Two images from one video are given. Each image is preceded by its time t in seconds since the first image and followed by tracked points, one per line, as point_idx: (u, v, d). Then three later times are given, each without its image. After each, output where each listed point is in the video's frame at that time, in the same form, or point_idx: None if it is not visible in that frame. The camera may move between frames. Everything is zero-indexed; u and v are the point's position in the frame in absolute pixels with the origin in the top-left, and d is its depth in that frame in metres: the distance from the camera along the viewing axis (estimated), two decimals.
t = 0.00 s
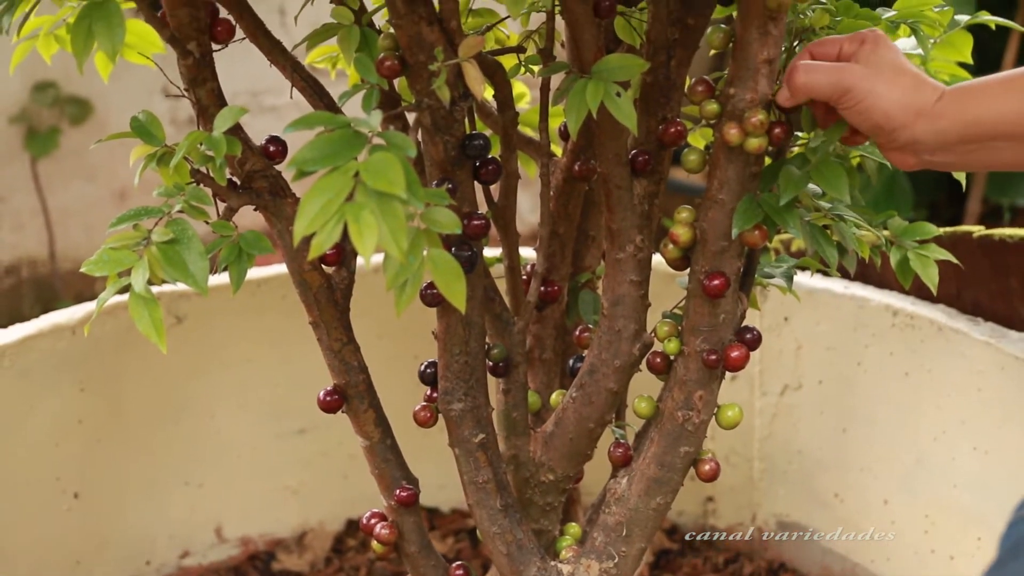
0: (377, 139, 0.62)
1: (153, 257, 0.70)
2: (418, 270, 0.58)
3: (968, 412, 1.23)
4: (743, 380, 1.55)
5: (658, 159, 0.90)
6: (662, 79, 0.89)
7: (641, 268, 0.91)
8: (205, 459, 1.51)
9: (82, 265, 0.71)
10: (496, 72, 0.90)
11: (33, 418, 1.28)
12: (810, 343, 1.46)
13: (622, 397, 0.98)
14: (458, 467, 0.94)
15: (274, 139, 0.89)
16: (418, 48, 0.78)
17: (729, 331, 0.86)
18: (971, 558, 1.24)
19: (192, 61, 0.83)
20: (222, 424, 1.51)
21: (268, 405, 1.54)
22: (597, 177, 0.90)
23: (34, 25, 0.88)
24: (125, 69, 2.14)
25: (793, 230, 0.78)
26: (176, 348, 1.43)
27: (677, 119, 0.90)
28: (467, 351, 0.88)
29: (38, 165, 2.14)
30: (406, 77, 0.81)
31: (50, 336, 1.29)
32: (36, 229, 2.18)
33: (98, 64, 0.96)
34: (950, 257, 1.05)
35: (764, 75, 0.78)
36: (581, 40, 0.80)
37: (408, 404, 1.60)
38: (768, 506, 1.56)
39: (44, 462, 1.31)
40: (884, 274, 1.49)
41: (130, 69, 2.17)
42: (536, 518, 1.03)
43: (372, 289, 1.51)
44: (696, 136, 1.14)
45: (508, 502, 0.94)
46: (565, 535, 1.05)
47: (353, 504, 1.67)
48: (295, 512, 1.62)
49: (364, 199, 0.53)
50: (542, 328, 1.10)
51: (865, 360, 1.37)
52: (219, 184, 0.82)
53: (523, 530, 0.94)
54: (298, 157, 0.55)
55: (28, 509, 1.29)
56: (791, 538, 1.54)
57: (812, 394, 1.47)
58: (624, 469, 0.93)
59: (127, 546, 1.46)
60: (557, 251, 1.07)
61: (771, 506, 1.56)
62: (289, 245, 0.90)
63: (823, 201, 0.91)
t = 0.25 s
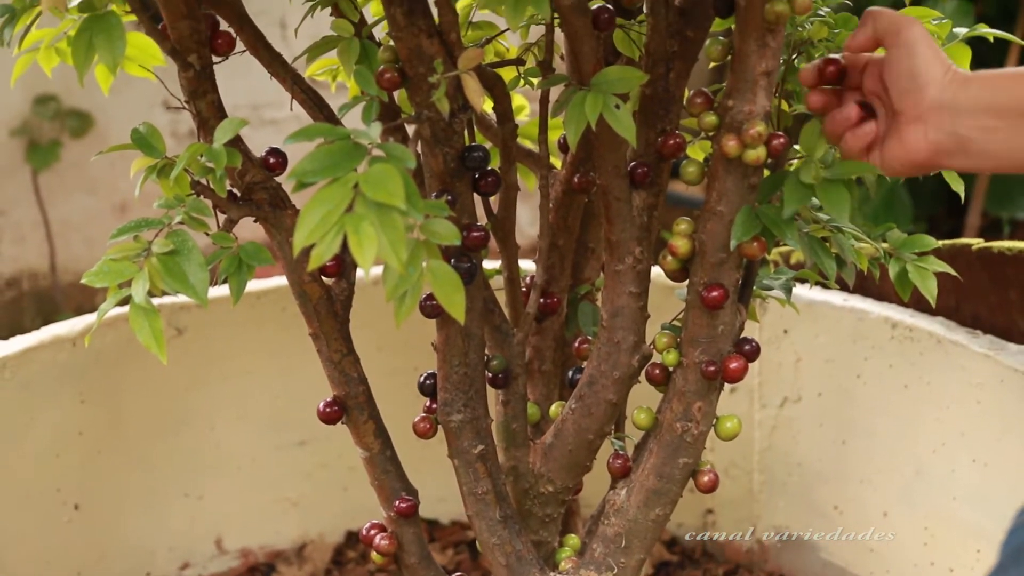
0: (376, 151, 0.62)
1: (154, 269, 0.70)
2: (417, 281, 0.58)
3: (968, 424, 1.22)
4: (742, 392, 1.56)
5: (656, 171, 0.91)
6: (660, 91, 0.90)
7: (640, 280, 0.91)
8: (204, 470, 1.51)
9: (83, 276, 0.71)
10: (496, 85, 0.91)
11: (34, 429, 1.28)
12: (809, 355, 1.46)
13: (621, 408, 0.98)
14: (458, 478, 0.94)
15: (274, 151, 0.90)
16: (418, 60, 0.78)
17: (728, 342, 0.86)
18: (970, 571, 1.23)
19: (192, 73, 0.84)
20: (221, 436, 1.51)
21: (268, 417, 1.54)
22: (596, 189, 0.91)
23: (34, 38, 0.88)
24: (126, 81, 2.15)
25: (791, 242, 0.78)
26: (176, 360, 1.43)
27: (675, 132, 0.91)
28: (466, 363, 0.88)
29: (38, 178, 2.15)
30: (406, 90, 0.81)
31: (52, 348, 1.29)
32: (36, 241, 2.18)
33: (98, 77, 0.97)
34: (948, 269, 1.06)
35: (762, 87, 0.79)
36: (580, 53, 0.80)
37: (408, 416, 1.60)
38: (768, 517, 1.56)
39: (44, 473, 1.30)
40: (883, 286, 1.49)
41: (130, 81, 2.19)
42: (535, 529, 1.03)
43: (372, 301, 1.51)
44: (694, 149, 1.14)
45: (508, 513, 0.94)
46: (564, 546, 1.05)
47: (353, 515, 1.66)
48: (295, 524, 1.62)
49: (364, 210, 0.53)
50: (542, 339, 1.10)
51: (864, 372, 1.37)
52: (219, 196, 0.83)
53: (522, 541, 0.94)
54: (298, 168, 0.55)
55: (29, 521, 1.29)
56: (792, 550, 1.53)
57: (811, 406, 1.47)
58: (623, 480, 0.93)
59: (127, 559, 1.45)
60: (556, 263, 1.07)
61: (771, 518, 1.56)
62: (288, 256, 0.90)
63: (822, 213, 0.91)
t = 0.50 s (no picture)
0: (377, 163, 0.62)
1: (155, 281, 0.70)
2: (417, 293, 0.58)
3: (969, 435, 1.22)
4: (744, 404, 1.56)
5: (657, 183, 0.91)
6: (660, 103, 0.90)
7: (641, 291, 0.91)
8: (205, 483, 1.51)
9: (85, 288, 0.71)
10: (497, 97, 0.91)
11: (35, 442, 1.28)
12: (811, 366, 1.46)
13: (622, 420, 0.97)
14: (459, 489, 0.94)
15: (275, 163, 0.90)
16: (418, 73, 0.79)
17: (728, 353, 0.86)
18: None
19: (193, 86, 0.84)
20: (223, 449, 1.51)
21: (271, 430, 1.54)
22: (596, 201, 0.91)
23: (37, 52, 0.89)
24: (127, 94, 2.17)
25: (791, 253, 0.78)
26: (177, 373, 1.43)
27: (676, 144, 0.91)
28: (467, 374, 0.88)
29: (41, 192, 2.16)
30: (407, 102, 0.81)
31: (53, 360, 1.29)
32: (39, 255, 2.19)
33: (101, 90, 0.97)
34: (949, 281, 1.05)
35: (762, 98, 0.79)
36: (581, 65, 0.80)
37: (410, 428, 1.60)
38: (771, 529, 1.56)
39: (46, 486, 1.30)
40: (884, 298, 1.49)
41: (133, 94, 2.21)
42: (537, 540, 1.03)
43: (373, 314, 1.51)
44: (695, 161, 1.15)
45: (509, 524, 0.94)
46: (566, 557, 1.04)
47: (356, 528, 1.66)
48: (297, 537, 1.62)
49: (364, 222, 0.53)
50: (543, 351, 1.10)
51: (866, 384, 1.37)
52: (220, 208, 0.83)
53: (524, 553, 0.94)
54: (298, 180, 0.55)
55: (31, 534, 1.29)
56: (794, 562, 1.52)
57: (813, 417, 1.47)
58: (624, 491, 0.93)
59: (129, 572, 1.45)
60: (558, 275, 1.07)
61: (773, 529, 1.55)
62: (289, 268, 0.90)
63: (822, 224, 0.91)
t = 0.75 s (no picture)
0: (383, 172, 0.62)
1: (163, 289, 0.70)
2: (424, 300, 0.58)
3: (977, 441, 1.22)
4: (752, 411, 1.55)
5: (663, 190, 0.91)
6: (666, 111, 0.90)
7: (648, 298, 0.91)
8: (214, 490, 1.51)
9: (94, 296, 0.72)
10: (503, 105, 0.91)
11: (44, 449, 1.28)
12: (818, 373, 1.45)
13: (629, 427, 0.97)
14: (467, 497, 0.94)
15: (283, 172, 0.91)
16: (425, 81, 0.79)
17: (735, 360, 0.86)
18: None
19: (200, 95, 0.84)
20: (231, 457, 1.51)
21: (279, 438, 1.55)
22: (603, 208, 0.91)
23: (45, 61, 0.89)
24: (135, 103, 2.16)
25: (797, 260, 0.78)
26: (185, 381, 1.44)
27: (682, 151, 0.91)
28: (474, 381, 0.88)
29: (51, 202, 2.17)
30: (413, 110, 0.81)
31: (61, 368, 1.29)
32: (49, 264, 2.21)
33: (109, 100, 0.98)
34: (957, 287, 1.05)
35: (767, 106, 0.79)
36: (587, 73, 0.80)
37: (417, 436, 1.60)
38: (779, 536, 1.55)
39: (55, 493, 1.31)
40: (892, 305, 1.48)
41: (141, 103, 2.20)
42: (544, 547, 1.02)
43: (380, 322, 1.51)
44: (702, 168, 1.15)
45: (516, 531, 0.94)
46: (573, 564, 1.04)
47: (365, 536, 1.66)
48: (306, 545, 1.62)
49: (370, 229, 0.54)
50: (550, 358, 1.10)
51: (874, 391, 1.37)
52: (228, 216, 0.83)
53: (531, 559, 0.94)
54: (305, 188, 0.55)
55: (40, 541, 1.29)
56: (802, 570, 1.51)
57: (821, 424, 1.46)
58: (631, 498, 0.93)
59: None
60: (564, 282, 1.07)
61: (781, 537, 1.54)
62: (296, 275, 0.91)
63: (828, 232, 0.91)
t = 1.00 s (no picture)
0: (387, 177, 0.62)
1: (167, 295, 0.70)
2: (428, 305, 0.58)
3: (982, 447, 1.22)
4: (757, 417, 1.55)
5: (667, 196, 0.91)
6: (669, 117, 0.90)
7: (652, 304, 0.91)
8: (219, 497, 1.52)
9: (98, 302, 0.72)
10: (507, 111, 0.91)
11: (50, 456, 1.29)
12: (823, 379, 1.45)
13: (633, 432, 0.97)
14: (471, 502, 0.94)
15: (287, 178, 0.91)
16: (429, 88, 0.79)
17: (739, 365, 0.86)
18: None
19: (205, 102, 0.85)
20: (236, 463, 1.52)
21: (284, 444, 1.55)
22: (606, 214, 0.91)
23: (50, 69, 0.90)
24: (141, 110, 2.15)
25: (801, 265, 0.78)
26: (190, 387, 1.44)
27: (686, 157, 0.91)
28: (479, 387, 0.88)
29: (57, 209, 2.19)
30: (417, 116, 0.82)
31: (66, 375, 1.30)
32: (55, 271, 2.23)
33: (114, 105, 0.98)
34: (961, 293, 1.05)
35: (771, 112, 0.79)
36: (591, 79, 0.80)
37: (422, 442, 1.60)
38: (783, 543, 1.54)
39: (61, 500, 1.31)
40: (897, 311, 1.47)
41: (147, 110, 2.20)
42: (549, 553, 1.02)
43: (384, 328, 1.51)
44: (706, 174, 1.15)
45: (520, 537, 0.94)
46: (578, 570, 1.05)
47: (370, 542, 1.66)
48: (311, 551, 1.62)
49: (374, 235, 0.54)
50: (554, 364, 1.10)
51: (879, 397, 1.37)
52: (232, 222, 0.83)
53: (535, 565, 0.95)
54: (309, 194, 0.56)
55: (46, 548, 1.29)
56: None
57: (826, 430, 1.46)
58: (635, 504, 0.93)
59: None
60: (568, 288, 1.07)
61: (786, 543, 1.54)
62: (300, 281, 0.91)
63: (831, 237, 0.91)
